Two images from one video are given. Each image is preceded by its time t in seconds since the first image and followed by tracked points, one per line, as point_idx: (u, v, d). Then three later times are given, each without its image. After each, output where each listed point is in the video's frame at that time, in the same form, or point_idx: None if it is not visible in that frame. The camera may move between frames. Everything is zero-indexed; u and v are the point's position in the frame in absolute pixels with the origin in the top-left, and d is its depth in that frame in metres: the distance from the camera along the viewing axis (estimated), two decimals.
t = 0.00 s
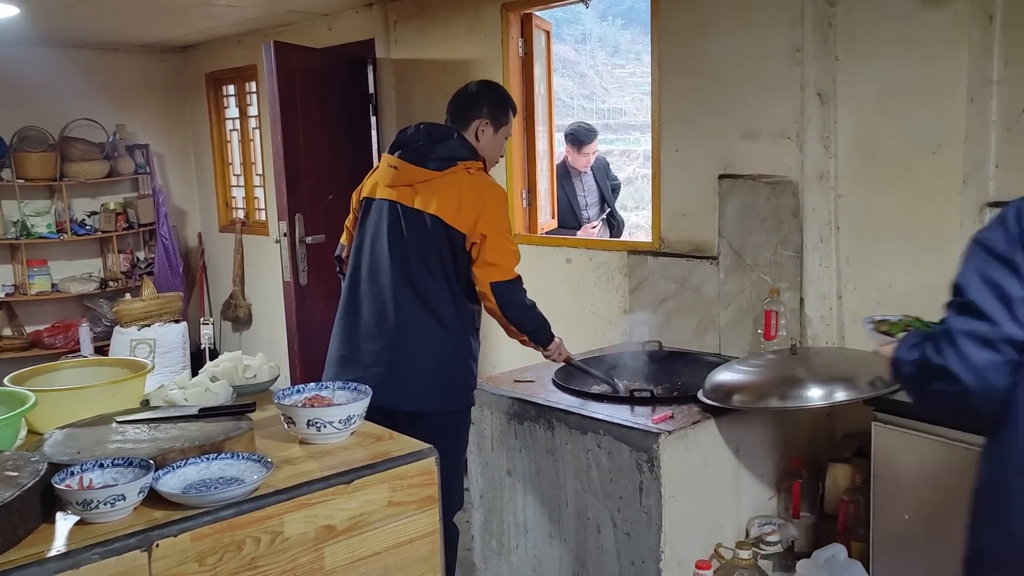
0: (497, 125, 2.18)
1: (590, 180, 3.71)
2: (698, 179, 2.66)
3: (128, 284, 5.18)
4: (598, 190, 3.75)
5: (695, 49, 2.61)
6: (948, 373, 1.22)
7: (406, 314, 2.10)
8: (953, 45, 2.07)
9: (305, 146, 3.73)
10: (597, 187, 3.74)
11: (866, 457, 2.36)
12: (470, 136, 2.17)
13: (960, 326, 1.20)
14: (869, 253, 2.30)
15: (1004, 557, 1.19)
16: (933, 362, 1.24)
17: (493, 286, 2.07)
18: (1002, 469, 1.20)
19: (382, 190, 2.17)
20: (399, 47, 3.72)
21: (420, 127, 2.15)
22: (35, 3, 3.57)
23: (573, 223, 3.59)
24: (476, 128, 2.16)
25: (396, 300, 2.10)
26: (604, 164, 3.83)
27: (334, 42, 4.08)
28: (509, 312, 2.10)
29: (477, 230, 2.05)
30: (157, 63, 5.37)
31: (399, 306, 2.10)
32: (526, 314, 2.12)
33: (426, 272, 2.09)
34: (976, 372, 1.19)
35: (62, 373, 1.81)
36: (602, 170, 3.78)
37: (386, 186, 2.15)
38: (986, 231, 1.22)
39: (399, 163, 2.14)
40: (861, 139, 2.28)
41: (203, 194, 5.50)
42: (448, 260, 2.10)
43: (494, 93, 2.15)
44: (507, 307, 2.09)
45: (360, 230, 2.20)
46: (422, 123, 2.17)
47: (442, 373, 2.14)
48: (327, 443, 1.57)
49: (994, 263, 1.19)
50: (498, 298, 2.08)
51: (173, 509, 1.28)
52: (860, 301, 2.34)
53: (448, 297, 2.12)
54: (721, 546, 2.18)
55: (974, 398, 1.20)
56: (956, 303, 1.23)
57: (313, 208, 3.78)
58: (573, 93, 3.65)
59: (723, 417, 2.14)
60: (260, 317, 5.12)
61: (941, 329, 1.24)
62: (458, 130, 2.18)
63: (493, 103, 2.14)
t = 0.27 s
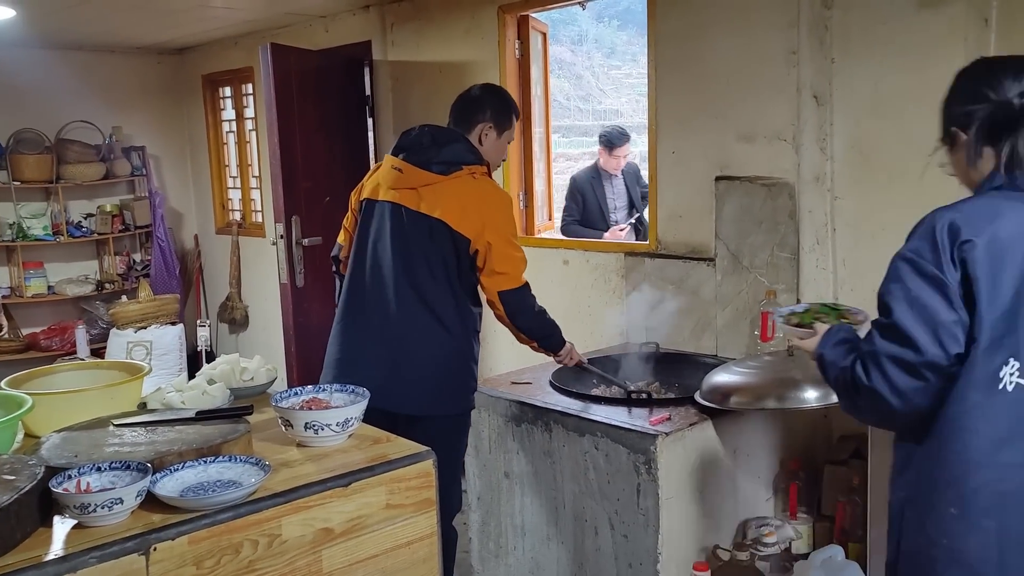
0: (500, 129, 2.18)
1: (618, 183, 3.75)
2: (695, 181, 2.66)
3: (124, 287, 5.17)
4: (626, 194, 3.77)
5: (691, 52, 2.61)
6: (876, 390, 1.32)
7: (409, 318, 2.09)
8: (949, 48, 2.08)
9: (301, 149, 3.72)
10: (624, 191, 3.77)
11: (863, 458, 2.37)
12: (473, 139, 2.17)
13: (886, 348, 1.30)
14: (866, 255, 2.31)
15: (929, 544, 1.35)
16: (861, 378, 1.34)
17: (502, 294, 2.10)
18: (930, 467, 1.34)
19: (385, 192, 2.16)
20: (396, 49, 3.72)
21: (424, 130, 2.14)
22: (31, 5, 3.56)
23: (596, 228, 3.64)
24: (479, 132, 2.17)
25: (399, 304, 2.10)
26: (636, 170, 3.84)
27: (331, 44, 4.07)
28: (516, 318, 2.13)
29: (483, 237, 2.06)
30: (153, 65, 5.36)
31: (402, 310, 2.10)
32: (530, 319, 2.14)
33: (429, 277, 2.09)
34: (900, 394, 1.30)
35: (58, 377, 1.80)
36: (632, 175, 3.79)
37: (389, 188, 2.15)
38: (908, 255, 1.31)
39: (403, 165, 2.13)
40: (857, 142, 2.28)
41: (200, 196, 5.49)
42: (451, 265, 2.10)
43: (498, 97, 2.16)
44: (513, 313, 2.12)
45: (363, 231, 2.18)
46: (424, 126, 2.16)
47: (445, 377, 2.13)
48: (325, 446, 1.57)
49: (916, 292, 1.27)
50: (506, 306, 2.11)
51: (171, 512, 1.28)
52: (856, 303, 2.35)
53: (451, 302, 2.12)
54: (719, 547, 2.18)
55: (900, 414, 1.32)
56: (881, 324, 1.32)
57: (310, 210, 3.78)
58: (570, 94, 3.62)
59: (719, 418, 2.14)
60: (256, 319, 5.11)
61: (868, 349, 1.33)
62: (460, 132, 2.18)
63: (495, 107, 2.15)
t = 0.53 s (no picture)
0: (503, 132, 2.19)
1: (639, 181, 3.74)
2: (693, 183, 2.66)
3: (123, 289, 5.16)
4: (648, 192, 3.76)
5: (690, 54, 2.62)
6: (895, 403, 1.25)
7: (410, 319, 2.09)
8: (947, 50, 2.08)
9: (300, 151, 3.72)
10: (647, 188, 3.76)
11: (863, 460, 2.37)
12: (476, 143, 2.18)
13: (907, 360, 1.23)
14: (865, 257, 2.31)
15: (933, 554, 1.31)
16: (875, 392, 1.26)
17: (492, 294, 2.07)
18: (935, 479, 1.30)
19: (386, 194, 2.17)
20: (395, 51, 3.72)
21: (426, 132, 2.14)
22: (29, 7, 3.56)
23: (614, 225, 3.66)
24: (482, 135, 2.17)
25: (401, 305, 2.10)
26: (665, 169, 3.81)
27: (329, 46, 4.07)
28: (514, 321, 2.12)
29: (482, 237, 2.05)
30: (152, 67, 5.36)
31: (404, 311, 2.10)
32: (531, 323, 2.14)
33: (430, 278, 2.09)
34: (924, 404, 1.24)
35: (58, 379, 1.80)
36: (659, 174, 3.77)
37: (390, 190, 2.15)
38: (913, 259, 1.25)
39: (404, 167, 2.13)
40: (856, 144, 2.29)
41: (198, 198, 5.49)
42: (452, 267, 2.10)
43: (501, 100, 2.18)
44: (510, 316, 2.10)
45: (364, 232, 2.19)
46: (427, 128, 2.17)
47: (445, 379, 2.13)
48: (325, 448, 1.57)
49: (935, 297, 1.22)
50: (499, 306, 2.08)
51: (171, 515, 1.28)
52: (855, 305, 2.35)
53: (452, 303, 2.12)
54: (719, 549, 2.19)
55: (913, 427, 1.26)
56: (896, 333, 1.24)
57: (309, 212, 3.78)
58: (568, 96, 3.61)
59: (719, 420, 2.14)
60: (255, 321, 5.11)
61: (879, 361, 1.26)
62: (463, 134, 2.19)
63: (498, 110, 2.17)
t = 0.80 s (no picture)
0: (511, 136, 2.20)
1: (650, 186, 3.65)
2: (697, 184, 2.66)
3: (126, 290, 5.16)
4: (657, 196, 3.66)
5: (693, 56, 2.62)
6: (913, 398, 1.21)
7: (416, 321, 2.09)
8: (953, 52, 2.08)
9: (303, 152, 3.72)
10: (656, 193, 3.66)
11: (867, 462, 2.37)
12: (485, 146, 2.19)
13: (924, 349, 1.21)
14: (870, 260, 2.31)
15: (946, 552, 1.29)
16: (895, 389, 1.21)
17: (511, 302, 2.09)
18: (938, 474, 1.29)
19: (394, 195, 2.16)
20: (398, 53, 3.72)
21: (433, 133, 2.14)
22: (34, 9, 3.57)
23: (631, 226, 3.53)
24: (491, 139, 2.18)
25: (407, 306, 2.09)
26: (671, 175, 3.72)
27: (332, 48, 4.08)
28: (523, 322, 2.13)
29: (493, 244, 2.06)
30: (155, 69, 5.37)
31: (410, 313, 2.09)
32: (539, 325, 2.14)
33: (437, 280, 2.09)
34: (941, 391, 1.22)
35: (62, 381, 1.80)
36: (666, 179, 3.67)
37: (398, 191, 2.15)
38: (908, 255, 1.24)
39: (412, 169, 2.13)
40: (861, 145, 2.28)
41: (201, 200, 5.50)
42: (460, 269, 2.10)
43: (510, 103, 2.19)
44: (521, 318, 2.12)
45: (369, 233, 2.18)
46: (434, 129, 2.16)
47: (451, 380, 2.14)
48: (329, 450, 1.57)
49: (936, 285, 1.23)
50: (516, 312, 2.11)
51: (176, 517, 1.28)
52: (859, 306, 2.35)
53: (458, 305, 2.12)
54: (721, 552, 2.18)
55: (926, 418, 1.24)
56: (903, 329, 1.22)
57: (312, 213, 3.78)
58: (568, 98, 3.58)
59: (723, 422, 2.14)
60: (257, 323, 5.11)
61: (890, 358, 1.21)
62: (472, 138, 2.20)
63: (508, 114, 2.18)
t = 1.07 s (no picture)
0: (522, 138, 2.22)
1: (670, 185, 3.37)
2: (702, 185, 2.66)
3: (132, 290, 5.18)
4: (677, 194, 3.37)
5: (700, 56, 2.62)
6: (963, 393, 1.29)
7: (423, 320, 2.10)
8: (960, 52, 2.07)
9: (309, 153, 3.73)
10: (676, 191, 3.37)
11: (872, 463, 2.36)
12: (495, 147, 2.21)
13: (972, 343, 1.28)
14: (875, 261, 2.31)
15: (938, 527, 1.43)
16: (954, 386, 1.28)
17: (506, 300, 2.09)
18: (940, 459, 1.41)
19: (404, 194, 2.17)
20: (404, 53, 3.72)
21: (446, 133, 2.14)
22: (42, 10, 3.58)
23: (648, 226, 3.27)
24: (501, 140, 2.20)
25: (414, 306, 2.10)
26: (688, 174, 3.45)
27: (338, 48, 4.08)
28: (527, 324, 2.14)
29: (500, 244, 2.07)
30: (161, 70, 5.38)
31: (417, 313, 2.10)
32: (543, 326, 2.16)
33: (445, 280, 2.10)
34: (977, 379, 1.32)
35: (71, 381, 1.81)
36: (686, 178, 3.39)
37: (408, 190, 2.15)
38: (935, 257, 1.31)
39: (422, 168, 2.13)
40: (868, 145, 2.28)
41: (206, 200, 5.51)
42: (467, 268, 2.11)
43: (522, 107, 2.21)
44: (526, 319, 2.12)
45: (378, 232, 2.19)
46: (446, 129, 2.17)
47: (458, 380, 2.14)
48: (336, 450, 1.57)
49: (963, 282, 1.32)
50: (516, 313, 2.10)
51: (185, 515, 1.29)
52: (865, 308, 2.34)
53: (466, 305, 2.13)
54: (727, 552, 2.19)
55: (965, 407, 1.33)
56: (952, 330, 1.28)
57: (317, 214, 3.79)
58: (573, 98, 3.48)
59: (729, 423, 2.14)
60: (262, 323, 5.13)
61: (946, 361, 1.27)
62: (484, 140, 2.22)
63: (520, 118, 2.20)
